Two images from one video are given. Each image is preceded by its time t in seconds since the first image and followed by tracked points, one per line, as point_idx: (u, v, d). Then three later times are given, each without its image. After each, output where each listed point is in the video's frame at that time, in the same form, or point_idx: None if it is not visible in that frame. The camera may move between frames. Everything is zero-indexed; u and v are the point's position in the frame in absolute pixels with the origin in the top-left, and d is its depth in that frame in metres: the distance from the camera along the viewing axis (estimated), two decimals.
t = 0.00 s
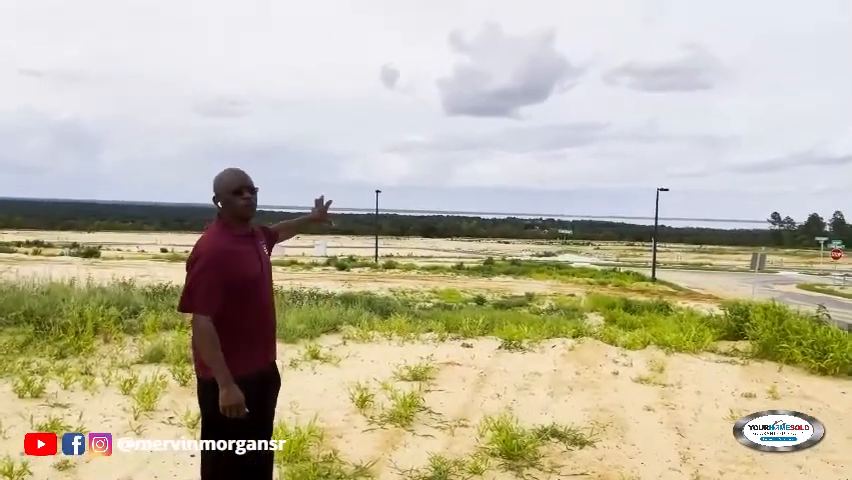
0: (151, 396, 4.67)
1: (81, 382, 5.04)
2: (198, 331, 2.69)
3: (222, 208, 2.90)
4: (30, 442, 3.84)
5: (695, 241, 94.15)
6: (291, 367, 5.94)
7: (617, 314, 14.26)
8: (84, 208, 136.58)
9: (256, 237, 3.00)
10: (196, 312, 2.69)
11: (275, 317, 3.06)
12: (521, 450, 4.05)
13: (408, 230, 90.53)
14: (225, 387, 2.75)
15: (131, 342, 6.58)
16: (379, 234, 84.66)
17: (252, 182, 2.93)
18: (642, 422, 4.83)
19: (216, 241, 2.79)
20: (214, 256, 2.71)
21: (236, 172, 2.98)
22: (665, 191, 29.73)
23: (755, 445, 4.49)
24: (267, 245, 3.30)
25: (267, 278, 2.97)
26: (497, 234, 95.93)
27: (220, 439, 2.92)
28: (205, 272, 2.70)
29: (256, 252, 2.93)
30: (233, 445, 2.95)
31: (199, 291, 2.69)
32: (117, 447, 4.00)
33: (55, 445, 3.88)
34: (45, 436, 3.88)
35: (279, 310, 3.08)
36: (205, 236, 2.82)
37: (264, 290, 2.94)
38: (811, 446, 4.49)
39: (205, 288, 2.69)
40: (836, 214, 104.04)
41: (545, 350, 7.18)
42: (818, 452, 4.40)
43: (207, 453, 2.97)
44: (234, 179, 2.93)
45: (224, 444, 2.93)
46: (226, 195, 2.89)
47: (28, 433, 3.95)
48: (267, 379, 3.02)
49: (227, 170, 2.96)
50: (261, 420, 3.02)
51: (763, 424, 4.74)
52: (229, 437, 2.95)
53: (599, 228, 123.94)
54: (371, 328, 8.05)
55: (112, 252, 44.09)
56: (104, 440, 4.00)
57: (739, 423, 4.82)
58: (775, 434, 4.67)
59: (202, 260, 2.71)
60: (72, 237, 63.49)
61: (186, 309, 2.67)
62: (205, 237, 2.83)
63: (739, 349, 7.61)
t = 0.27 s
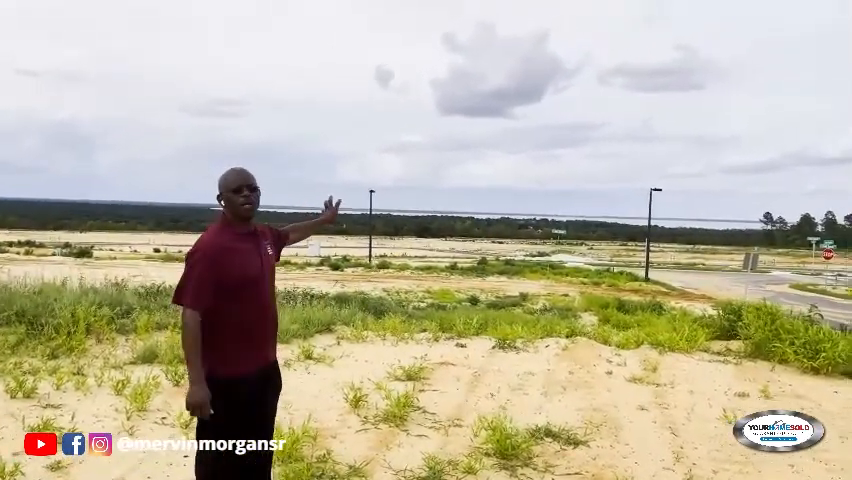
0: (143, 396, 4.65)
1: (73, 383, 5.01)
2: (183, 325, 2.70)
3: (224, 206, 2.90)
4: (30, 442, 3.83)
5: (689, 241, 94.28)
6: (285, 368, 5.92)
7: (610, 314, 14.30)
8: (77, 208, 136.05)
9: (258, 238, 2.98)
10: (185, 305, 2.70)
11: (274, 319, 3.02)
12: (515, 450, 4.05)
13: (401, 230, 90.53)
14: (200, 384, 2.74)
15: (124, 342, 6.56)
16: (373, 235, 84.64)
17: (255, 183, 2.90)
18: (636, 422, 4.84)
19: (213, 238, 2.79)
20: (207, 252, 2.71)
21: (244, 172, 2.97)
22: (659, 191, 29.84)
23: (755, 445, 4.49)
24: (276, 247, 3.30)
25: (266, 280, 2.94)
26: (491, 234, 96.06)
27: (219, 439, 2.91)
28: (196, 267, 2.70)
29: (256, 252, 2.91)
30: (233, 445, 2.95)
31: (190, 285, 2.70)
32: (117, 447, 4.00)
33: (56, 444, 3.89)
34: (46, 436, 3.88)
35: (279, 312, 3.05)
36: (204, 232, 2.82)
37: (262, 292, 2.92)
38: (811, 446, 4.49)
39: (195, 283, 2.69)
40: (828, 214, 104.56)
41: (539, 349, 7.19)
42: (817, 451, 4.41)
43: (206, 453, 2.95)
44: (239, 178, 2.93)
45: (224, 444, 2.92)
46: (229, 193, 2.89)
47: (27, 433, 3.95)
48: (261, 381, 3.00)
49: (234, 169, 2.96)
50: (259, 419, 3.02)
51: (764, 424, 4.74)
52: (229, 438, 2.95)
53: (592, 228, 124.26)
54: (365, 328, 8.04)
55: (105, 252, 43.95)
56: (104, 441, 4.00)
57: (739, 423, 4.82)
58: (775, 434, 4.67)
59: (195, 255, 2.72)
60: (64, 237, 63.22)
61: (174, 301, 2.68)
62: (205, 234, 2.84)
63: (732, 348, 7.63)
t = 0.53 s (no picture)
0: (134, 396, 4.64)
1: (63, 382, 4.99)
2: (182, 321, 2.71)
3: (225, 204, 2.90)
4: (30, 442, 3.83)
5: (680, 240, 94.43)
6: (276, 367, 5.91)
7: (602, 313, 14.36)
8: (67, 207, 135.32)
9: (259, 236, 2.98)
10: (184, 302, 2.71)
11: (274, 317, 3.02)
12: (506, 448, 4.06)
13: (393, 229, 90.50)
14: (199, 380, 2.75)
15: (113, 341, 6.53)
16: (365, 234, 84.59)
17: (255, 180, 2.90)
18: (626, 419, 4.86)
19: (212, 236, 2.79)
20: (205, 249, 2.71)
21: (244, 170, 2.97)
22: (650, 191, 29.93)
23: (755, 445, 4.48)
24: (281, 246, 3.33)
25: (267, 277, 2.93)
26: (483, 233, 96.22)
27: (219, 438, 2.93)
28: (195, 265, 2.71)
29: (256, 249, 2.90)
30: (233, 445, 2.97)
31: (188, 282, 2.71)
32: (117, 448, 3.98)
33: (55, 445, 3.87)
34: (44, 437, 3.87)
35: (281, 309, 3.04)
36: (204, 230, 2.83)
37: (262, 289, 2.91)
38: (811, 446, 4.49)
39: (193, 279, 2.70)
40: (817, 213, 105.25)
41: (531, 348, 7.21)
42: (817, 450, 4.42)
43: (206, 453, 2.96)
44: (239, 175, 2.92)
45: (224, 444, 2.94)
46: (228, 191, 2.89)
47: (30, 432, 3.95)
48: (262, 378, 2.99)
49: (234, 167, 2.96)
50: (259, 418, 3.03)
51: (764, 424, 4.74)
52: (229, 437, 2.96)
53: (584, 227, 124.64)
54: (357, 327, 8.04)
55: (95, 251, 43.73)
56: (103, 441, 3.98)
57: (739, 423, 4.82)
58: (776, 434, 4.66)
59: (194, 253, 2.72)
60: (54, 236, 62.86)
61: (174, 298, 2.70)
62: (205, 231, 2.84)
63: (721, 346, 7.68)
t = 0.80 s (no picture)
0: (123, 395, 4.62)
1: (51, 381, 4.96)
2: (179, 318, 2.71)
3: (222, 201, 2.90)
4: (30, 442, 3.82)
5: (670, 238, 94.90)
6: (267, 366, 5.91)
7: (592, 311, 14.41)
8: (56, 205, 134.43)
9: (256, 233, 2.97)
10: (182, 298, 2.72)
11: (271, 312, 3.02)
12: (496, 445, 4.07)
13: (385, 227, 90.45)
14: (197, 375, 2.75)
15: (103, 340, 6.50)
16: (356, 232, 84.49)
17: (251, 178, 2.89)
18: (616, 417, 4.88)
19: (208, 233, 2.79)
20: (201, 247, 2.72)
21: (240, 168, 2.97)
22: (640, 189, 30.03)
23: (755, 445, 4.47)
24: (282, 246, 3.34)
25: (263, 274, 2.93)
26: (475, 231, 96.33)
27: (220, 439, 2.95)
28: (191, 262, 2.71)
29: (251, 246, 2.90)
30: (233, 445, 3.00)
31: (185, 278, 2.72)
32: (117, 447, 3.96)
33: (55, 445, 3.87)
34: (44, 436, 3.86)
35: (278, 306, 3.04)
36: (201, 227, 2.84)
37: (258, 285, 2.91)
38: (812, 446, 4.48)
39: (190, 276, 2.70)
40: (806, 212, 105.97)
41: (521, 346, 7.24)
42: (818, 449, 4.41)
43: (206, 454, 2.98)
44: (235, 173, 2.92)
45: (224, 444, 2.96)
46: (226, 189, 2.89)
47: (27, 432, 3.93)
48: (260, 374, 2.99)
49: (231, 165, 2.96)
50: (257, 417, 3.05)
51: (764, 424, 4.73)
52: (229, 438, 2.99)
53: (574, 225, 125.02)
54: (348, 326, 8.03)
55: (84, 249, 43.48)
56: (103, 441, 3.96)
57: (739, 423, 4.81)
58: (776, 434, 4.65)
59: (190, 250, 2.73)
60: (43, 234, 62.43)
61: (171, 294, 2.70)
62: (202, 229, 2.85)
63: (711, 344, 7.73)
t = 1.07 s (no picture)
0: (112, 394, 4.59)
1: (40, 380, 4.92)
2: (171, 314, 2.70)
3: (219, 199, 2.88)
4: (31, 442, 3.80)
5: (661, 236, 95.26)
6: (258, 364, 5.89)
7: (583, 308, 14.43)
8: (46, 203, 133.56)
9: (252, 232, 2.95)
10: (174, 294, 2.70)
11: (265, 312, 3.00)
12: (488, 443, 4.08)
13: (377, 225, 90.35)
14: (187, 371, 2.73)
15: (92, 339, 6.45)
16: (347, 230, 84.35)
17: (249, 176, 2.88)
18: (606, 414, 4.90)
19: (203, 230, 2.78)
20: (195, 243, 2.70)
21: (239, 166, 2.95)
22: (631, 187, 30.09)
23: (755, 445, 4.44)
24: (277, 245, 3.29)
25: (258, 272, 2.91)
26: (466, 229, 96.36)
27: (220, 439, 2.95)
28: (185, 258, 2.70)
29: (247, 245, 2.88)
30: (233, 445, 3.01)
31: (178, 274, 2.70)
32: (118, 447, 3.94)
33: (56, 445, 3.85)
34: (45, 436, 3.84)
35: (272, 305, 3.02)
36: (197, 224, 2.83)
37: (252, 283, 2.89)
38: (813, 447, 4.45)
39: (183, 272, 2.69)
40: (795, 210, 106.59)
41: (512, 344, 7.24)
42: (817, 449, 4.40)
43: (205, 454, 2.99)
44: (233, 171, 2.91)
45: (224, 444, 2.97)
46: (223, 187, 2.87)
47: (29, 432, 3.92)
48: (251, 374, 2.97)
49: (230, 163, 2.95)
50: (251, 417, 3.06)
51: (765, 425, 4.71)
52: (229, 438, 3.00)
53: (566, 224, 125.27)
54: (339, 324, 8.00)
55: (73, 247, 43.19)
56: (104, 441, 3.94)
57: (740, 423, 4.79)
58: (777, 435, 4.64)
59: (185, 246, 2.72)
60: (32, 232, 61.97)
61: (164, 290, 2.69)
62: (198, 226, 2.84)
63: (701, 342, 7.76)
